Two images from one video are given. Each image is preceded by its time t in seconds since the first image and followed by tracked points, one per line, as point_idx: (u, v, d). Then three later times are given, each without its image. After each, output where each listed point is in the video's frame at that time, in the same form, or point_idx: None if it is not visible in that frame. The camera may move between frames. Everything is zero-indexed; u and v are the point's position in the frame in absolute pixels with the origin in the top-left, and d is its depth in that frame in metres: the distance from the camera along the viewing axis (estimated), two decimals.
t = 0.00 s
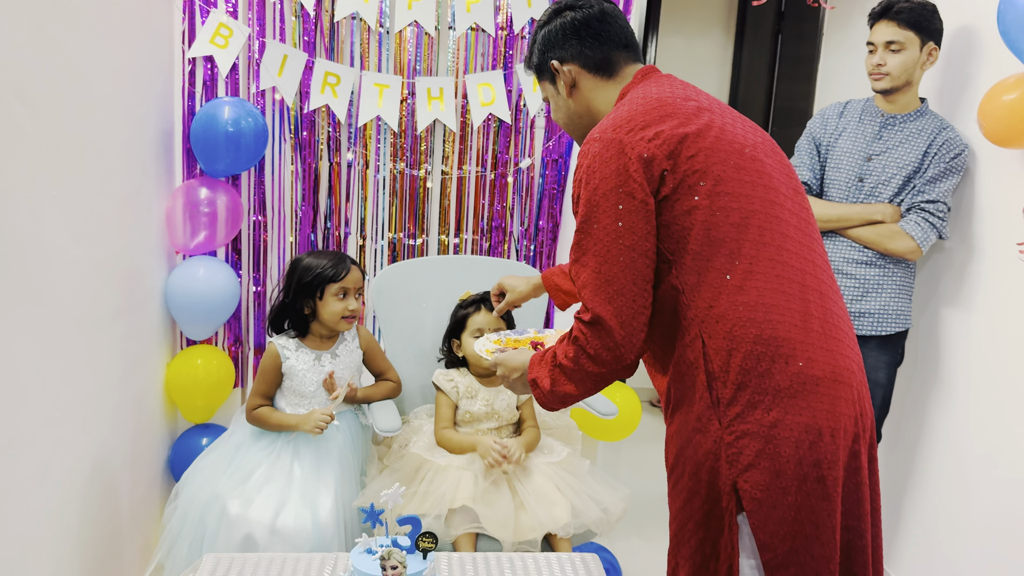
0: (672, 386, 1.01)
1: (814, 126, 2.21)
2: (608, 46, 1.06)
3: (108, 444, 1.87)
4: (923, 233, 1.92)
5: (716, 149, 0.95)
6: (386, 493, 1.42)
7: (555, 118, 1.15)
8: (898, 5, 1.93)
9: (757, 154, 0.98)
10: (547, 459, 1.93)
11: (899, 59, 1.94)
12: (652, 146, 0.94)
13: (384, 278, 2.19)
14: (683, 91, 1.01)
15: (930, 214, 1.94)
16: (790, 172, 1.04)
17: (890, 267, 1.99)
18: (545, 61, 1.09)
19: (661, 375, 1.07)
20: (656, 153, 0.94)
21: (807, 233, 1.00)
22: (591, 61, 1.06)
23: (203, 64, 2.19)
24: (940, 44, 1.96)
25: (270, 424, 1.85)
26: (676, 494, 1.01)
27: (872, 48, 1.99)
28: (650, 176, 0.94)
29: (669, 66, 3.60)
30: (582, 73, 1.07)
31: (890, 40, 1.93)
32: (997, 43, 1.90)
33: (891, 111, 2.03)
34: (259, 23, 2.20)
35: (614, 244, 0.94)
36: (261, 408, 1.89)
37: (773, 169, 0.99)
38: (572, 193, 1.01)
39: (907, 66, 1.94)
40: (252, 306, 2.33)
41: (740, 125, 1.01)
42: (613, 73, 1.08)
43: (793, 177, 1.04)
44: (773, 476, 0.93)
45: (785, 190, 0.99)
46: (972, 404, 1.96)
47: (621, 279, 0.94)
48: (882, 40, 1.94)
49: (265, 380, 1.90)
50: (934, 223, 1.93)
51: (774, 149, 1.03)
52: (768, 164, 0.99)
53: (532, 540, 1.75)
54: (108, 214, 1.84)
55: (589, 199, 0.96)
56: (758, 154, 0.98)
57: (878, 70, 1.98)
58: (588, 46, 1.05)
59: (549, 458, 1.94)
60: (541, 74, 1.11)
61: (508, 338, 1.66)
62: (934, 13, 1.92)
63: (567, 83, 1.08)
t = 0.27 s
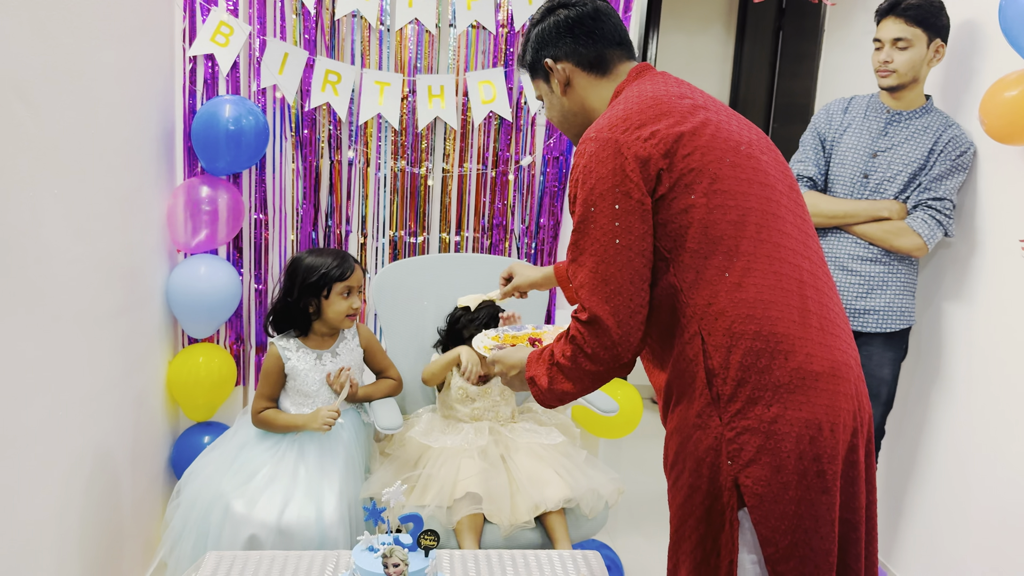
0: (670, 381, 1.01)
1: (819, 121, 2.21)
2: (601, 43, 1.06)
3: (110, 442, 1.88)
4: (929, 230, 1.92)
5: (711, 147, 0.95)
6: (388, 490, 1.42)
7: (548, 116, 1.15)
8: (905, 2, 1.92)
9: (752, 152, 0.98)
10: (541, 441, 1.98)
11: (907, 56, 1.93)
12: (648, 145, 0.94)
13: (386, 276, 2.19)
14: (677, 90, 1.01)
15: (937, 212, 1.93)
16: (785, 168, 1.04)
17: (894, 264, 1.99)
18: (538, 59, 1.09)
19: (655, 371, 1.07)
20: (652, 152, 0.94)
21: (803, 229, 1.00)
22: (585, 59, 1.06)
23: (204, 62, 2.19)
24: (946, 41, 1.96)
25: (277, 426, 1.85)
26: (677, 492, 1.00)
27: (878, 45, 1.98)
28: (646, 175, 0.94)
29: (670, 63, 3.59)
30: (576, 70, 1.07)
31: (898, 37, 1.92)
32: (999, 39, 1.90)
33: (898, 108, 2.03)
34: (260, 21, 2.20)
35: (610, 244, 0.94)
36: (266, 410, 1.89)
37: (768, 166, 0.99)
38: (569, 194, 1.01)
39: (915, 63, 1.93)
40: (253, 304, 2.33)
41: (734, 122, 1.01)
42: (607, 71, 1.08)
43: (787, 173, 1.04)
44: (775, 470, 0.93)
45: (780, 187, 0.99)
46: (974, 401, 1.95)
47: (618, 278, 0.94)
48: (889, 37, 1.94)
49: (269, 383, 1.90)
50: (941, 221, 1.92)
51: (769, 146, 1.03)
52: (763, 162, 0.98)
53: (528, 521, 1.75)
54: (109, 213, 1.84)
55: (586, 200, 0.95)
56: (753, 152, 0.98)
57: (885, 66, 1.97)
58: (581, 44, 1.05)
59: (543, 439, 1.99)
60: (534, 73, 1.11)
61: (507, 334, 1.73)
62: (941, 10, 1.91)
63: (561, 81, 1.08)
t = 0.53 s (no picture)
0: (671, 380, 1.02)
1: (821, 117, 2.21)
2: (602, 45, 1.06)
3: (112, 442, 1.88)
4: (933, 227, 1.92)
5: (709, 147, 0.95)
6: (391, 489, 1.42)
7: (550, 116, 1.16)
8: None
9: (751, 151, 0.98)
10: (544, 438, 2.00)
11: (909, 53, 1.93)
12: (644, 148, 0.94)
13: (386, 276, 2.20)
14: (675, 88, 1.01)
15: (940, 209, 1.93)
16: (786, 166, 1.03)
17: (897, 261, 1.99)
18: (540, 60, 1.09)
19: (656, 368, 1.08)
20: (648, 155, 0.94)
21: (803, 226, 0.99)
22: (586, 61, 1.06)
23: (204, 61, 2.19)
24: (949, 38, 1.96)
25: (276, 426, 1.85)
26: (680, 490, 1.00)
27: (881, 41, 1.98)
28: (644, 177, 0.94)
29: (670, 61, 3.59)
30: (577, 72, 1.08)
31: (899, 33, 1.92)
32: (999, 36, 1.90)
33: (900, 105, 2.03)
34: (260, 20, 2.20)
35: (605, 247, 0.94)
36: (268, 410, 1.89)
37: (767, 164, 0.99)
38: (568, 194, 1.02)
39: (917, 60, 1.93)
40: (254, 303, 2.34)
41: (733, 120, 1.00)
42: (608, 72, 1.08)
43: (788, 170, 1.04)
44: (775, 471, 0.93)
45: (780, 185, 0.99)
46: (975, 397, 1.96)
47: (613, 280, 0.95)
48: (891, 33, 1.94)
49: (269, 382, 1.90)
50: (944, 218, 1.92)
51: (769, 144, 1.02)
52: (762, 160, 0.98)
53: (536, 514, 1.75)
54: (111, 213, 1.84)
55: (583, 203, 0.96)
56: (752, 150, 0.98)
57: (887, 63, 1.97)
58: (583, 46, 1.06)
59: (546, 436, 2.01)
60: (535, 73, 1.11)
61: (507, 331, 1.74)
62: (944, 6, 1.91)
63: (563, 83, 1.08)
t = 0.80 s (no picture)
0: (676, 383, 1.02)
1: (818, 116, 2.20)
2: (616, 45, 1.07)
3: (115, 444, 1.89)
4: (931, 225, 1.92)
5: (715, 147, 0.95)
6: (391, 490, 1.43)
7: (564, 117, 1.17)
8: None
9: (759, 151, 0.97)
10: (551, 446, 1.97)
11: (900, 51, 1.94)
12: (648, 149, 0.95)
13: (387, 277, 2.19)
14: (685, 86, 1.00)
15: (938, 206, 1.93)
16: (796, 167, 1.03)
17: (895, 259, 1.99)
18: (554, 60, 1.09)
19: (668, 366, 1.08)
20: (651, 155, 0.94)
21: (811, 228, 0.99)
22: (599, 61, 1.07)
23: (204, 64, 2.20)
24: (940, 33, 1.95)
25: (275, 428, 1.85)
26: (681, 493, 1.01)
27: (871, 42, 1.99)
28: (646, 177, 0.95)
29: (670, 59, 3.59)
30: (590, 73, 1.08)
31: (889, 32, 1.93)
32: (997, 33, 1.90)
33: (896, 103, 2.03)
34: (259, 22, 2.21)
35: (606, 250, 0.96)
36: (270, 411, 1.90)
37: (776, 165, 0.98)
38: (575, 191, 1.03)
39: (908, 58, 1.94)
40: (255, 305, 2.34)
41: (743, 119, 1.00)
42: (621, 72, 1.08)
43: (798, 171, 1.03)
44: (774, 476, 0.93)
45: (788, 186, 0.98)
46: (975, 395, 1.95)
47: (617, 281, 0.96)
48: (880, 33, 1.95)
49: (270, 383, 1.91)
50: (942, 215, 1.92)
51: (779, 145, 1.02)
52: (770, 161, 0.97)
53: (540, 520, 1.77)
54: (111, 216, 1.85)
55: (587, 204, 0.97)
56: (761, 151, 0.97)
57: (879, 63, 1.98)
58: (597, 46, 1.06)
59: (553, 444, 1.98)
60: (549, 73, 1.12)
61: (515, 337, 1.67)
62: (931, 3, 1.92)
63: (576, 83, 1.09)
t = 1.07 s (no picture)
0: (682, 388, 1.02)
1: (814, 117, 2.21)
2: (629, 42, 1.08)
3: (116, 449, 1.89)
4: (929, 224, 1.91)
5: (723, 148, 0.95)
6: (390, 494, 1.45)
7: (579, 118, 1.18)
8: None
9: (770, 153, 0.97)
10: (559, 454, 1.93)
11: (892, 50, 1.94)
12: (655, 150, 0.95)
13: (386, 280, 2.19)
14: (697, 87, 1.00)
15: (936, 205, 1.92)
16: (808, 169, 1.03)
17: (894, 259, 1.99)
18: (568, 60, 1.11)
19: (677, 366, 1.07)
20: (656, 156, 0.95)
21: (821, 231, 0.98)
22: (612, 58, 1.08)
23: (203, 69, 2.21)
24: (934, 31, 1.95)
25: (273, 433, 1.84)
26: (683, 500, 1.01)
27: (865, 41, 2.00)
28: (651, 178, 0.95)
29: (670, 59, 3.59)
30: (603, 69, 1.09)
31: (883, 31, 1.93)
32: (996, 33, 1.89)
33: (891, 102, 2.02)
34: (258, 27, 2.21)
35: (612, 251, 0.96)
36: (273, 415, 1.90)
37: (787, 167, 0.98)
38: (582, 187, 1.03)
39: (902, 56, 1.94)
40: (256, 308, 2.34)
41: (754, 120, 1.00)
42: (634, 69, 1.09)
43: (810, 173, 1.03)
44: (775, 483, 0.93)
45: (800, 188, 0.98)
46: (978, 395, 1.95)
47: (622, 282, 0.96)
48: (874, 32, 1.95)
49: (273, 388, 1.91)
50: (940, 214, 1.92)
51: (791, 147, 1.02)
52: (781, 163, 0.97)
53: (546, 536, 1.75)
54: (111, 222, 1.85)
55: (592, 203, 0.98)
56: (772, 152, 0.97)
57: (873, 62, 1.98)
58: (609, 43, 1.07)
59: (562, 454, 1.94)
60: (563, 74, 1.13)
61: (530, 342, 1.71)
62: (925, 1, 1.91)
63: (589, 80, 1.10)
